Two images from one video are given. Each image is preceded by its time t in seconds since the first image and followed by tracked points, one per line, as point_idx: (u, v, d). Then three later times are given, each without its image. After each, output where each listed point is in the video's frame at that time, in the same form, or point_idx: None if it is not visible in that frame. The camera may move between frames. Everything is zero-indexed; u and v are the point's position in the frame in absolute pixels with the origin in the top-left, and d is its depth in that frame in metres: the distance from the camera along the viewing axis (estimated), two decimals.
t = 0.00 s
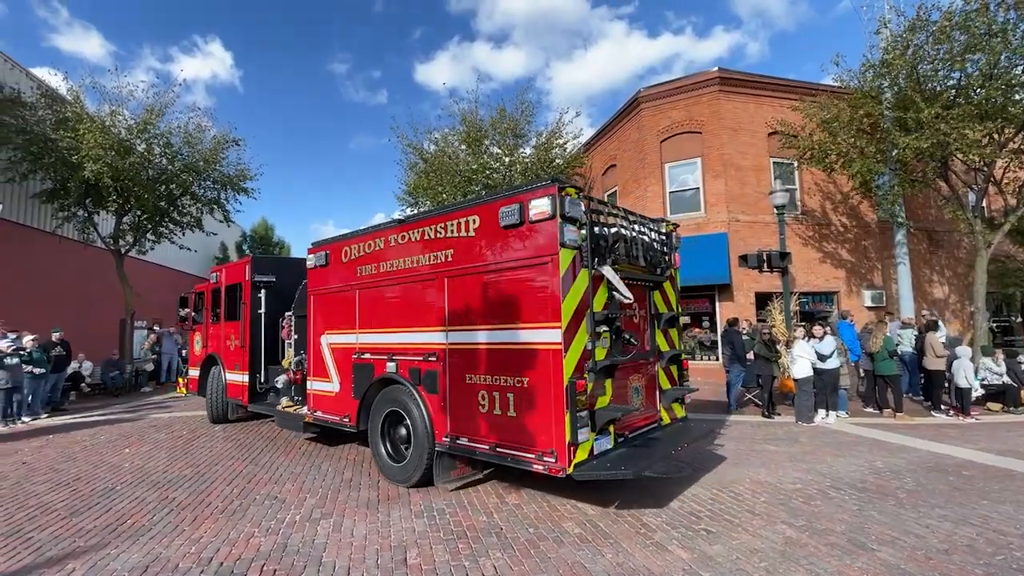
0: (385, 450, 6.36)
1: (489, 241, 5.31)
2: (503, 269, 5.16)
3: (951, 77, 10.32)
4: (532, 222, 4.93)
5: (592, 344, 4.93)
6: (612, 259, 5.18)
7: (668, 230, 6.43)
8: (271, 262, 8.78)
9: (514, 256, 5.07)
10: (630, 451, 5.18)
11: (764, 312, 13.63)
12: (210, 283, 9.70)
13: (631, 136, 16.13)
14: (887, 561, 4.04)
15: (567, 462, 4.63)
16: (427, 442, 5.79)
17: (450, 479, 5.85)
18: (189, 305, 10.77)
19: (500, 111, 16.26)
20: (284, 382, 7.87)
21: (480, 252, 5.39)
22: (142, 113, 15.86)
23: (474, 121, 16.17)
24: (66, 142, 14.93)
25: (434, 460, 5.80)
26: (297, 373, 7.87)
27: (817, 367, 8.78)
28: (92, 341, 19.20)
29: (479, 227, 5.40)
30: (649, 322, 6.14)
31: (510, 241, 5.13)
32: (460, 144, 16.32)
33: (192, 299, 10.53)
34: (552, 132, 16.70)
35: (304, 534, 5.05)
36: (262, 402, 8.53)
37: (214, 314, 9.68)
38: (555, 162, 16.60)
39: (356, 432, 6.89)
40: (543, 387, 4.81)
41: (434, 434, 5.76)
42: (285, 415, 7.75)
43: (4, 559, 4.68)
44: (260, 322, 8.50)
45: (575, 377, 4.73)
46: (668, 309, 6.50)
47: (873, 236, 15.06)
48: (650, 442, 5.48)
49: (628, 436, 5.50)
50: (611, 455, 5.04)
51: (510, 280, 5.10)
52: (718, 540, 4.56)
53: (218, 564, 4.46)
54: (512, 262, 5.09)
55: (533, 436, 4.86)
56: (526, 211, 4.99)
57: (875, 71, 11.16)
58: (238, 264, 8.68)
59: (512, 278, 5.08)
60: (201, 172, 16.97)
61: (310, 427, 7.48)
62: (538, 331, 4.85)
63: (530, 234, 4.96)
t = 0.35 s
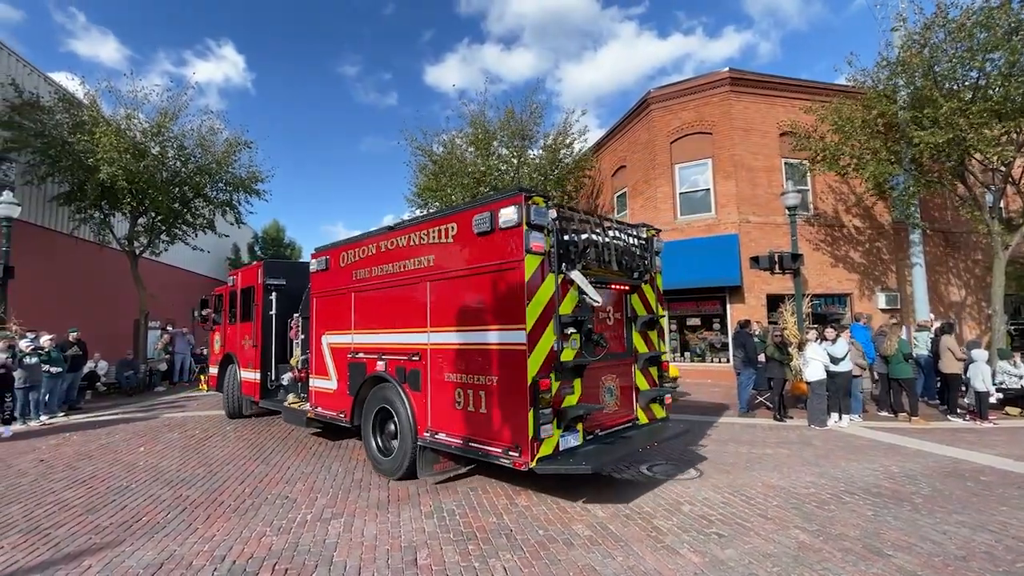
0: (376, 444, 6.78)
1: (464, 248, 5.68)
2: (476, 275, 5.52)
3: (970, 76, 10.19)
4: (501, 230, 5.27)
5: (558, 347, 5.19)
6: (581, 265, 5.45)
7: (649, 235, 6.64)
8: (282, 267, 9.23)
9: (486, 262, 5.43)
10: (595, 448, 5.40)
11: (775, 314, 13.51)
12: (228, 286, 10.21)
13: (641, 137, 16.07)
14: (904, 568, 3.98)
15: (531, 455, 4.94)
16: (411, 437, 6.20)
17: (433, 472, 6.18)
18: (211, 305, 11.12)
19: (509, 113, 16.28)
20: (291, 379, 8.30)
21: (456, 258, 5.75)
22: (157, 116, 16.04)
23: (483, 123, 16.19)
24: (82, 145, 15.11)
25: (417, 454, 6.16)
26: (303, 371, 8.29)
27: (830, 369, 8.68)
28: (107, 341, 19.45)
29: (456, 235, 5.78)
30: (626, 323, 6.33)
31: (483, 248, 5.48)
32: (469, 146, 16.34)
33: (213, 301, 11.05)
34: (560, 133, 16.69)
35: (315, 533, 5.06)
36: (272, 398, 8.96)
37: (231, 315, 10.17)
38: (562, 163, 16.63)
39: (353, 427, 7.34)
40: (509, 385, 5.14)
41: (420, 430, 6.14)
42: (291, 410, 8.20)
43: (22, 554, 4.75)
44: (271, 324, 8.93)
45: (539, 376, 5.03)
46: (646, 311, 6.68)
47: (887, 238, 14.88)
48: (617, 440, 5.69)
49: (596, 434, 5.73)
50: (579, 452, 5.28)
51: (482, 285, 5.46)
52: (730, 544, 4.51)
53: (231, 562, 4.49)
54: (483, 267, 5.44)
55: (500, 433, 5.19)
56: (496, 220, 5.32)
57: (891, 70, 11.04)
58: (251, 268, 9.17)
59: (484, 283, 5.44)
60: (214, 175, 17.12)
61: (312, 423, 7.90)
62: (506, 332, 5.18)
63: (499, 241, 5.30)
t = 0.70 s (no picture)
0: (366, 436, 7.23)
1: (441, 253, 6.08)
2: (450, 278, 5.91)
3: (991, 73, 10.04)
4: (471, 237, 5.65)
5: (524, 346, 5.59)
6: (548, 268, 5.81)
7: (625, 240, 6.94)
8: (294, 268, 9.57)
9: (459, 266, 5.80)
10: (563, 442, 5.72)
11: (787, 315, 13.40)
12: (247, 286, 10.63)
13: (651, 137, 15.98)
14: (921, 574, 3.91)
15: (493, 448, 5.31)
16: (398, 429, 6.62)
17: (415, 463, 6.55)
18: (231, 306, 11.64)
19: (519, 114, 16.27)
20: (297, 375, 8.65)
21: (434, 262, 6.16)
22: (171, 117, 16.21)
23: (493, 123, 16.18)
24: (99, 146, 15.30)
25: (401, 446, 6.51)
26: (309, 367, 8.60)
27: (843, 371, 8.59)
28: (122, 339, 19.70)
29: (433, 241, 6.19)
30: (600, 324, 6.59)
31: (456, 253, 5.86)
32: (480, 146, 16.33)
33: (234, 301, 11.49)
34: (570, 133, 16.66)
35: (325, 531, 5.08)
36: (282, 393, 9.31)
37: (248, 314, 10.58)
38: (570, 164, 16.63)
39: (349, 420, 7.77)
40: (476, 381, 5.50)
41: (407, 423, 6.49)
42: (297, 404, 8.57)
43: (40, 548, 4.80)
44: (282, 323, 9.28)
45: (502, 373, 5.39)
46: (623, 312, 6.92)
47: (903, 239, 14.71)
48: (585, 435, 5.98)
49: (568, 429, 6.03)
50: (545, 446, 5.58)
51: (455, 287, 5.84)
52: (740, 548, 4.47)
53: (243, 558, 4.51)
54: (456, 271, 5.83)
55: (470, 426, 5.55)
56: (467, 227, 5.69)
57: (909, 67, 10.92)
58: (266, 270, 9.58)
59: (457, 286, 5.82)
60: (226, 175, 17.25)
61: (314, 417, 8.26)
62: (473, 332, 5.56)
63: (469, 247, 5.68)
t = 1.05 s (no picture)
0: (362, 428, 7.54)
1: (425, 255, 6.33)
2: (433, 279, 6.16)
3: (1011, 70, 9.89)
4: (449, 241, 5.88)
5: (500, 344, 5.78)
6: (526, 270, 5.96)
7: (609, 241, 7.04)
8: (307, 268, 9.88)
9: (440, 268, 6.04)
10: (537, 437, 5.83)
11: (799, 315, 13.28)
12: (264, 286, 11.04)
13: (662, 135, 15.89)
14: None
15: (467, 440, 5.49)
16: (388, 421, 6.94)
17: (405, 454, 6.94)
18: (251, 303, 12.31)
19: (530, 111, 16.23)
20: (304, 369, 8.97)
21: (420, 264, 6.42)
22: (185, 116, 16.36)
23: (504, 121, 16.15)
24: (115, 145, 15.45)
25: (391, 440, 6.91)
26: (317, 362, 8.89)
27: (856, 373, 8.50)
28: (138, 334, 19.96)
29: (419, 244, 6.45)
30: (581, 323, 6.64)
31: (438, 256, 6.09)
32: (490, 144, 16.32)
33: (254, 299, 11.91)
34: (580, 131, 16.62)
35: (335, 527, 5.09)
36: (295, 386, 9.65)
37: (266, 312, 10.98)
38: (580, 162, 16.61)
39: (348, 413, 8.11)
40: (453, 377, 5.72)
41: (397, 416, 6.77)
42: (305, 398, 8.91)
43: (57, 540, 4.85)
44: (294, 320, 9.61)
45: (477, 370, 5.56)
46: (607, 313, 6.96)
47: (918, 238, 14.53)
48: (561, 431, 6.06)
49: (544, 424, 6.13)
50: (518, 440, 5.74)
51: (437, 288, 6.08)
52: (750, 550, 4.43)
53: (254, 553, 4.52)
54: (437, 273, 6.06)
55: (447, 420, 5.79)
56: (446, 231, 5.92)
57: (927, 64, 10.78)
58: (280, 270, 9.96)
59: (438, 287, 6.06)
60: (239, 174, 17.36)
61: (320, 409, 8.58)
62: (451, 331, 5.77)
63: (447, 251, 5.90)
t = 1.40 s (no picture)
0: (363, 417, 7.98)
1: (414, 256, 6.73)
2: (421, 278, 6.55)
3: None
4: (433, 243, 6.26)
5: (480, 338, 6.13)
6: (507, 269, 6.28)
7: (594, 242, 7.29)
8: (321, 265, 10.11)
9: (425, 268, 6.43)
10: (515, 427, 6.15)
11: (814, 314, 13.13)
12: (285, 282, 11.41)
13: (675, 131, 15.75)
14: None
15: (446, 428, 5.85)
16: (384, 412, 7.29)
17: (400, 443, 7.30)
18: (272, 301, 13.11)
19: (542, 107, 16.17)
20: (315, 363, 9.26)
21: (409, 264, 6.83)
22: (201, 113, 16.51)
23: (517, 117, 16.10)
24: (133, 142, 15.60)
25: (386, 428, 7.32)
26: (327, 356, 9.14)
27: (872, 372, 8.37)
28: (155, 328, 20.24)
29: (407, 245, 6.87)
30: (564, 321, 6.94)
31: (424, 257, 6.49)
32: (503, 139, 16.29)
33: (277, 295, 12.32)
34: (592, 127, 16.53)
35: (348, 520, 5.12)
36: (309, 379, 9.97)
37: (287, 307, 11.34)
38: (592, 159, 16.53)
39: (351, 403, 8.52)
40: (435, 370, 6.10)
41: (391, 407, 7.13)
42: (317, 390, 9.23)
43: (79, 528, 4.93)
44: (309, 316, 9.90)
45: (456, 363, 5.92)
46: (592, 311, 7.24)
47: (938, 237, 14.28)
48: (540, 423, 6.37)
49: (524, 416, 6.44)
50: (497, 430, 6.06)
51: (423, 287, 6.47)
52: (763, 549, 4.39)
53: (269, 544, 4.56)
54: (424, 273, 6.46)
55: (431, 410, 6.16)
56: (431, 233, 6.31)
57: (948, 58, 10.58)
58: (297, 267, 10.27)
59: (424, 286, 6.45)
60: (253, 171, 17.49)
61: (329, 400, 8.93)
62: (434, 326, 6.17)
63: (431, 252, 6.29)
